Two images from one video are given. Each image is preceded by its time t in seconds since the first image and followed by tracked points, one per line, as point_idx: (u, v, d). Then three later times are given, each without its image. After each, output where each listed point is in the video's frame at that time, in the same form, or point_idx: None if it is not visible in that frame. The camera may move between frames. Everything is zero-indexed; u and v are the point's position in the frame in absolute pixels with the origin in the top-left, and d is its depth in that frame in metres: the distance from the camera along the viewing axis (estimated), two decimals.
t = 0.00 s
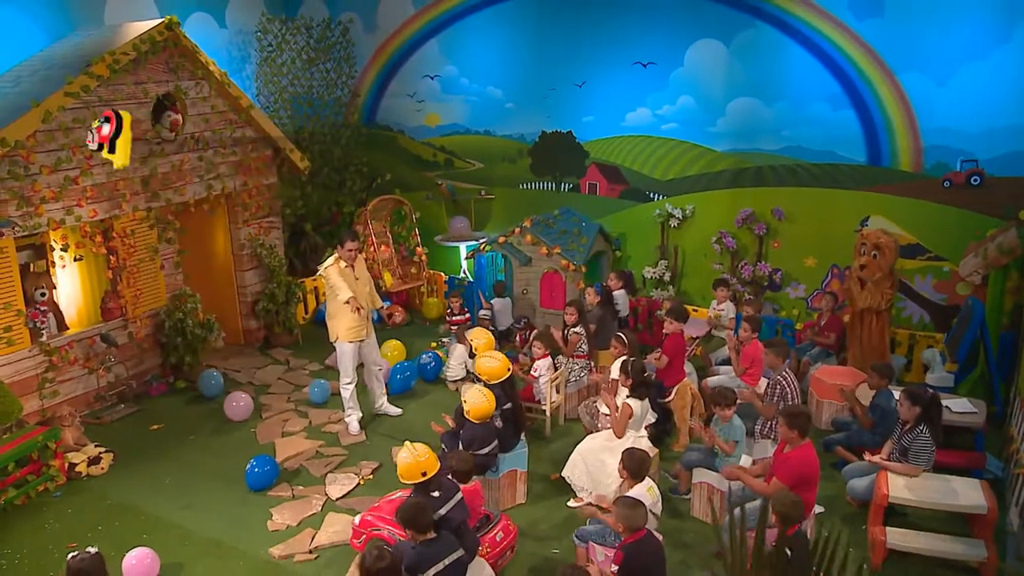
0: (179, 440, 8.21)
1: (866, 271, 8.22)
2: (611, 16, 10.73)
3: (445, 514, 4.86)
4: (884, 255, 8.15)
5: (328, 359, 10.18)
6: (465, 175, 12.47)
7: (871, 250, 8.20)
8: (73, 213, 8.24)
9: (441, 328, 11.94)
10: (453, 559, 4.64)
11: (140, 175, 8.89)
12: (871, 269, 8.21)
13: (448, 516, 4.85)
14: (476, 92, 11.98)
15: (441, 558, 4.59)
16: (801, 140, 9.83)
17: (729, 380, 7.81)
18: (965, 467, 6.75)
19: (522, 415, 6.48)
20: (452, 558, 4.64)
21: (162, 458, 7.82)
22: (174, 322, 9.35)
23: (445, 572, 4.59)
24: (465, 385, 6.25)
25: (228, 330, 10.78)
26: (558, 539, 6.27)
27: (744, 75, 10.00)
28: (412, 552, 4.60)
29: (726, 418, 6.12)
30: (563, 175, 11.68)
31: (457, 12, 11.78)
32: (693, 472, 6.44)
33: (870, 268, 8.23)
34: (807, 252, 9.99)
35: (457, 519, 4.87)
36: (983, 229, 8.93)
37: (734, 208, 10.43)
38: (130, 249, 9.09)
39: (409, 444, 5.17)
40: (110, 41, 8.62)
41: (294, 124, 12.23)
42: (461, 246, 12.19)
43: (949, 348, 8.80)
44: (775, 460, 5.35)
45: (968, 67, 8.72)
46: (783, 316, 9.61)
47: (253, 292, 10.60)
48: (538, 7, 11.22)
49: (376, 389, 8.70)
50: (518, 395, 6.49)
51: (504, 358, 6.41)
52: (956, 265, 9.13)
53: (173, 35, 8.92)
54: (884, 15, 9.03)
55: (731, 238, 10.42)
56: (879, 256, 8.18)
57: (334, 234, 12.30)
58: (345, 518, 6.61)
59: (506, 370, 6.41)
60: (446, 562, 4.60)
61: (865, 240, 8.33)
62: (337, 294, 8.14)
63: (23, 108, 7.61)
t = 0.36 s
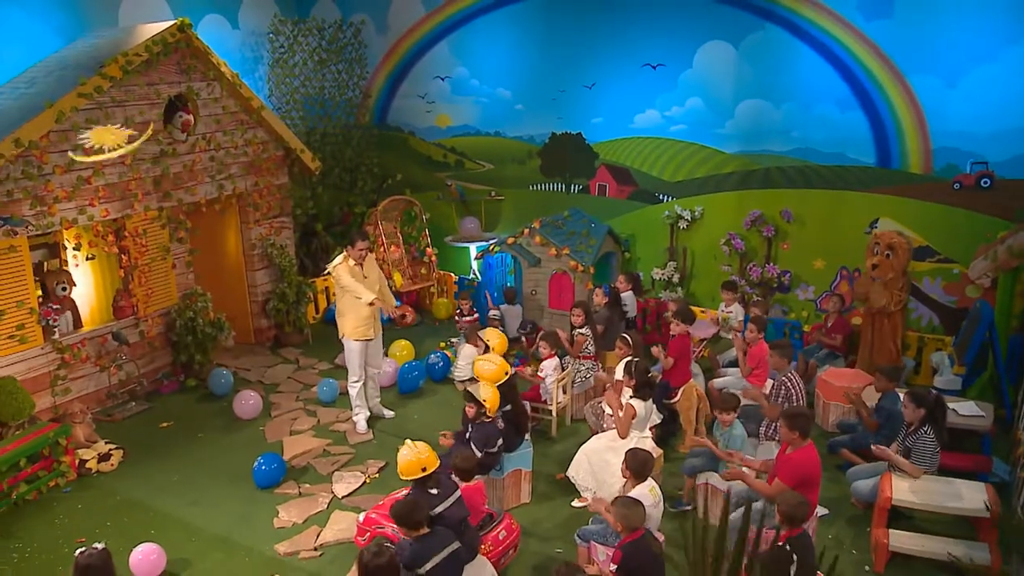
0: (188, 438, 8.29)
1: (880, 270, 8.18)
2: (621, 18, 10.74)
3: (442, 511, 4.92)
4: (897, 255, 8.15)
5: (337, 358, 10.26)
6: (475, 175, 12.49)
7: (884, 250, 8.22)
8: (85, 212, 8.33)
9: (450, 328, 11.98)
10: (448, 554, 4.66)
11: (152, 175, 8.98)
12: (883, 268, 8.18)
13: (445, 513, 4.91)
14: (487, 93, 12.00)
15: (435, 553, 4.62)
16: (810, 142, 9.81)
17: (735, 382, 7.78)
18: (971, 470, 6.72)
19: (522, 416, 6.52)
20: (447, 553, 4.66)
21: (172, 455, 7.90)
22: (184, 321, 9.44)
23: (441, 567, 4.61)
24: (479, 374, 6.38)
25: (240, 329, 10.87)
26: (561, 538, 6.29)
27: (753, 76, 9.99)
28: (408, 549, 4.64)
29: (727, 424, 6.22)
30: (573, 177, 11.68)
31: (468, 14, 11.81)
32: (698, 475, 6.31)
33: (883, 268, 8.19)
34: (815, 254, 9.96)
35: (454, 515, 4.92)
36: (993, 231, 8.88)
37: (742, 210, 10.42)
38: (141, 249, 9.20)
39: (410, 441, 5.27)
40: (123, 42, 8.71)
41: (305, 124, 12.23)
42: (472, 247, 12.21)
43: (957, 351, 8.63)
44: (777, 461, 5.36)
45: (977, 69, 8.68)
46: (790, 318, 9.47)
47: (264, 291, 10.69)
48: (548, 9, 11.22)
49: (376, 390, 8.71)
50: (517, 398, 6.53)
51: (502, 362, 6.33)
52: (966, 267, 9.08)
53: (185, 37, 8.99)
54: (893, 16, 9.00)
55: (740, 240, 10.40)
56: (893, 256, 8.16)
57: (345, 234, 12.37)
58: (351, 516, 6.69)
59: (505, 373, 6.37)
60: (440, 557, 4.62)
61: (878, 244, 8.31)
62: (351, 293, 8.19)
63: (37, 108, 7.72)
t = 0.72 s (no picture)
0: (200, 435, 8.36)
1: (891, 272, 8.13)
2: (633, 18, 10.73)
3: (432, 491, 5.23)
4: (910, 258, 8.07)
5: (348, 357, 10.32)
6: (487, 175, 12.51)
7: (897, 252, 8.15)
8: (99, 210, 8.42)
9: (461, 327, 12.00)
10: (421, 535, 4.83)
11: (165, 174, 9.07)
12: (896, 270, 8.13)
13: (433, 496, 5.22)
14: (499, 94, 12.02)
15: (407, 536, 4.83)
16: (821, 142, 9.77)
17: (743, 382, 7.75)
18: (980, 473, 6.67)
19: (527, 415, 6.51)
20: (418, 533, 4.84)
21: (183, 451, 7.99)
22: (196, 319, 9.52)
23: (415, 545, 4.79)
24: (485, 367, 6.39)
25: (252, 327, 10.96)
26: (566, 537, 6.31)
27: (764, 77, 9.97)
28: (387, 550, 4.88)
29: (729, 424, 6.19)
30: (584, 177, 11.67)
31: (480, 14, 11.84)
32: (704, 474, 6.27)
33: (896, 271, 8.14)
34: (826, 255, 9.92)
35: (442, 498, 5.22)
36: (1005, 232, 8.82)
37: (753, 210, 10.39)
38: (154, 247, 9.28)
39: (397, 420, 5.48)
40: (137, 43, 8.80)
41: (317, 124, 12.33)
42: (483, 246, 12.23)
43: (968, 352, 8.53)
44: (782, 461, 5.37)
45: (990, 70, 8.62)
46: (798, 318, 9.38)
47: (276, 290, 10.76)
48: (560, 9, 11.24)
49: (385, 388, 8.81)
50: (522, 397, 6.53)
51: (505, 362, 6.33)
52: (978, 268, 9.02)
53: (198, 38, 9.07)
54: (905, 17, 8.96)
55: (750, 240, 10.36)
56: (906, 258, 8.09)
57: (357, 234, 12.43)
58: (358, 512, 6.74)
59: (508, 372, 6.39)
60: (412, 537, 4.81)
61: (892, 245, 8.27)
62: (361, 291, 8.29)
63: (53, 108, 7.82)
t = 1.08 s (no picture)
0: (212, 431, 8.44)
1: (898, 275, 8.11)
2: (646, 18, 10.72)
3: (420, 455, 5.52)
4: (917, 261, 7.98)
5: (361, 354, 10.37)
6: (501, 175, 12.52)
7: (905, 255, 8.05)
8: (115, 208, 8.52)
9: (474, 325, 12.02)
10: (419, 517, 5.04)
11: (180, 172, 9.16)
12: (903, 273, 8.08)
13: (419, 460, 5.52)
14: (512, 94, 12.03)
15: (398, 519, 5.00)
16: (834, 143, 9.73)
17: (752, 382, 7.72)
18: (990, 474, 6.63)
19: (528, 413, 6.55)
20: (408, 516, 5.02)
21: (196, 447, 8.07)
22: (210, 316, 9.61)
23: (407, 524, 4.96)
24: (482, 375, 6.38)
25: (266, 324, 11.06)
26: (573, 535, 6.32)
27: (777, 77, 9.93)
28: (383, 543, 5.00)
29: (740, 423, 6.13)
30: (597, 177, 11.66)
31: (493, 15, 11.86)
32: (711, 473, 6.34)
33: (902, 273, 8.10)
34: (838, 255, 9.87)
35: (428, 462, 5.54)
36: (1019, 234, 8.75)
37: (765, 210, 10.34)
38: (168, 245, 9.38)
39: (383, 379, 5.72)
40: (153, 43, 8.89)
41: (332, 125, 12.41)
42: (496, 245, 12.26)
43: (979, 354, 8.47)
44: (788, 460, 5.36)
45: (1004, 70, 8.55)
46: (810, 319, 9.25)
47: (289, 288, 10.85)
48: (573, 9, 11.24)
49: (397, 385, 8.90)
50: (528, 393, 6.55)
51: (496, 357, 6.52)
52: (991, 269, 8.95)
53: (212, 38, 9.15)
54: (919, 17, 8.90)
55: (762, 241, 10.32)
56: (913, 262, 8.01)
57: (371, 232, 12.49)
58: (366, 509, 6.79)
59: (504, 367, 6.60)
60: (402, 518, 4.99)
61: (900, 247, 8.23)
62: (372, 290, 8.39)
63: (70, 107, 7.93)
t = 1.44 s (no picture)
0: (227, 427, 8.52)
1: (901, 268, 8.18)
2: (661, 19, 10.71)
3: (402, 438, 5.96)
4: (922, 254, 8.05)
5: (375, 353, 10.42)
6: (516, 175, 12.53)
7: (909, 247, 8.15)
8: (132, 206, 8.62)
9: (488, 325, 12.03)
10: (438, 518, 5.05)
11: (197, 171, 9.25)
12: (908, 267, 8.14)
13: (402, 441, 5.96)
14: (528, 94, 12.05)
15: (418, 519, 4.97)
16: (849, 143, 9.67)
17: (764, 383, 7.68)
18: (1003, 477, 6.57)
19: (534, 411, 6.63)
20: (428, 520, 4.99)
21: (210, 443, 8.15)
22: (226, 313, 9.70)
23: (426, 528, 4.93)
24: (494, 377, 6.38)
25: (281, 322, 11.14)
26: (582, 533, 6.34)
27: (792, 77, 9.88)
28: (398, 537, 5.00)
29: (751, 422, 6.10)
30: (612, 177, 11.65)
31: (509, 15, 11.89)
32: (721, 472, 6.35)
33: (907, 267, 8.16)
34: (853, 256, 9.80)
35: (410, 445, 5.98)
36: None
37: (780, 211, 10.28)
38: (185, 243, 9.49)
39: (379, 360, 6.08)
40: (171, 43, 8.98)
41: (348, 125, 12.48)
42: (511, 245, 12.29)
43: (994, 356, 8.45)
44: (798, 461, 5.34)
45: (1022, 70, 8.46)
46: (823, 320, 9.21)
47: (305, 286, 10.92)
48: (588, 10, 11.24)
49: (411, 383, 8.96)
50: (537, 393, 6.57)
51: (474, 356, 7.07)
52: (1008, 271, 8.86)
53: (229, 38, 9.23)
54: (935, 17, 8.83)
55: (776, 242, 10.27)
56: (918, 254, 8.08)
57: (386, 232, 12.55)
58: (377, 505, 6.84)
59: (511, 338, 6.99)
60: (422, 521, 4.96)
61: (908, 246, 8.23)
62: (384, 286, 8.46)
63: (89, 107, 8.03)
